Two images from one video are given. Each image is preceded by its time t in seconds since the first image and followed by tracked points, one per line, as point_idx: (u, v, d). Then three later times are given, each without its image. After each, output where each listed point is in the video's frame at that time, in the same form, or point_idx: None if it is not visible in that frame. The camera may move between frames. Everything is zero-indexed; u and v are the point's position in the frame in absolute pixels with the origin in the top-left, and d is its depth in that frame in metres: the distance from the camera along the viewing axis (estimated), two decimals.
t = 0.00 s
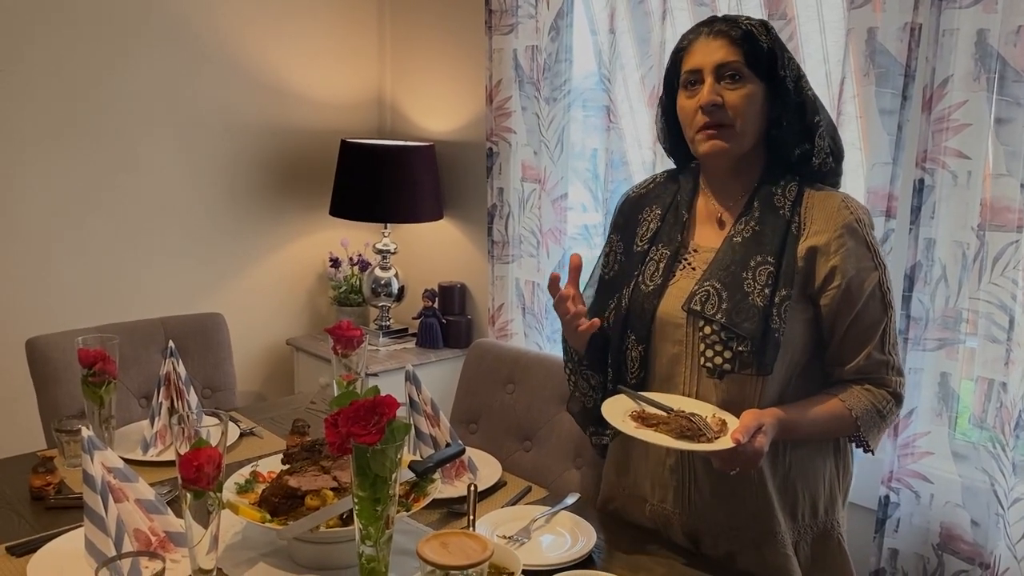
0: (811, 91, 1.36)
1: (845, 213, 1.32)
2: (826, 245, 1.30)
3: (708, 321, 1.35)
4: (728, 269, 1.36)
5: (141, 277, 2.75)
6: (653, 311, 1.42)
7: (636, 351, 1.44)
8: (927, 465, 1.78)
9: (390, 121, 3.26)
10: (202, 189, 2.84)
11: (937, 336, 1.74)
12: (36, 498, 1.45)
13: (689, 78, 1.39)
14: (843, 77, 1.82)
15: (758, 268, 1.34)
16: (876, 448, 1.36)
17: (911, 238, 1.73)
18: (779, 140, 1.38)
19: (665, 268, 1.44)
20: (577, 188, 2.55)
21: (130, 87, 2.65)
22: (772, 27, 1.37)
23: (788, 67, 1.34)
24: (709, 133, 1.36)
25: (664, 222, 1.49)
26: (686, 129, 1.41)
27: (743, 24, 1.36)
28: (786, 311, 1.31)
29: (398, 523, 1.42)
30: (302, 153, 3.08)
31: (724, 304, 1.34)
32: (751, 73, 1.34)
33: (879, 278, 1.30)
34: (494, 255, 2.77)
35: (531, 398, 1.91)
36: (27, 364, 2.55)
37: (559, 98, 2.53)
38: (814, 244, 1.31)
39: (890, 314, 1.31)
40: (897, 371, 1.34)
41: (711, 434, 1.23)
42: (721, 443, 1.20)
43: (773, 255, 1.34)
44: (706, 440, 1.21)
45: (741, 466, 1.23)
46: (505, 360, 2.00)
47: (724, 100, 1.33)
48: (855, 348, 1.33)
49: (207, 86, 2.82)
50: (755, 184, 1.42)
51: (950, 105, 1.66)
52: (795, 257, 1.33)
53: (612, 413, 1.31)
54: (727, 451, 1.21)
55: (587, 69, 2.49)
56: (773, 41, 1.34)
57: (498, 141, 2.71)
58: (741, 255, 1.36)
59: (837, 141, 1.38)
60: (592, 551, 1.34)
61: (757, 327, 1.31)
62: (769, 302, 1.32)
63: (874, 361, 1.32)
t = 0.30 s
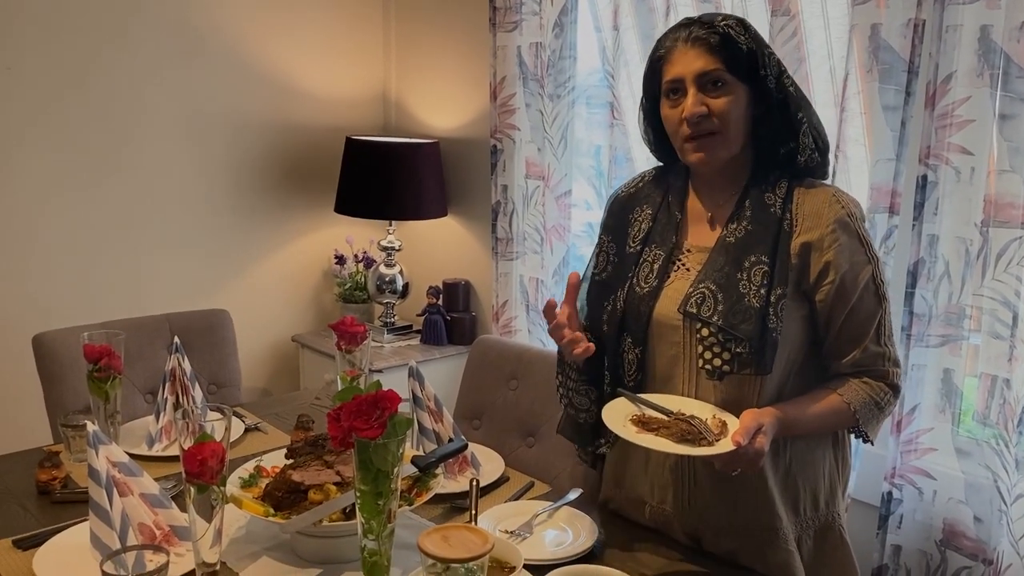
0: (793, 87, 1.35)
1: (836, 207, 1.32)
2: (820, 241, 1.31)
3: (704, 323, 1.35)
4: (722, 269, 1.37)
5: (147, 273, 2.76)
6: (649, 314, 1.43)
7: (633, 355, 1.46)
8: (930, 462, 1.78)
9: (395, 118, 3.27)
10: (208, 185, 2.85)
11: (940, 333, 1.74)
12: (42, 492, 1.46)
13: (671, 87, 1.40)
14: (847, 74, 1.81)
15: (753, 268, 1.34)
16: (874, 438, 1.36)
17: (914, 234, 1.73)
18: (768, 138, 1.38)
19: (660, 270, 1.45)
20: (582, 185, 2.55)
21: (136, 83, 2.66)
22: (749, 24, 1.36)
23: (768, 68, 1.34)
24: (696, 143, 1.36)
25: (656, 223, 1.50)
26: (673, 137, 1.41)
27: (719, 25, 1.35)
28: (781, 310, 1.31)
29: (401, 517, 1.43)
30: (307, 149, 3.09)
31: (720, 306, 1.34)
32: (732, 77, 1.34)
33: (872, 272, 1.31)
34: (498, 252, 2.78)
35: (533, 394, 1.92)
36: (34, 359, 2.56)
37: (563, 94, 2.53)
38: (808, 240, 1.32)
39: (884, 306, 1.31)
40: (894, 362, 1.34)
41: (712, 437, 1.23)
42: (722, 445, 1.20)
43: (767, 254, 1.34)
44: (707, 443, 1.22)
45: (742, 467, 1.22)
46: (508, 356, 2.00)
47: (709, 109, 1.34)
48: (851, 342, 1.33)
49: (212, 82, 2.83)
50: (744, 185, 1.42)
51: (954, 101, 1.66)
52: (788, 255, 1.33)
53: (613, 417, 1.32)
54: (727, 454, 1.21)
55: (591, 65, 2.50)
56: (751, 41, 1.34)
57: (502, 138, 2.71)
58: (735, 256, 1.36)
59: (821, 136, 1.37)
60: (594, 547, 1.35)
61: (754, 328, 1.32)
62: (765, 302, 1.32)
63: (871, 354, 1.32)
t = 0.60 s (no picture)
0: (786, 86, 1.35)
1: (833, 204, 1.32)
2: (816, 237, 1.31)
3: (701, 319, 1.36)
4: (719, 265, 1.37)
5: (153, 269, 2.78)
6: (648, 308, 1.44)
7: (631, 347, 1.47)
8: (931, 458, 1.79)
9: (400, 115, 3.28)
10: (213, 182, 2.87)
11: (942, 329, 1.74)
12: (49, 485, 1.48)
13: (664, 93, 1.41)
14: (850, 70, 1.81)
15: (749, 265, 1.35)
16: (874, 434, 1.36)
17: (915, 231, 1.73)
18: (764, 137, 1.39)
19: (660, 265, 1.46)
20: (585, 182, 2.56)
21: (142, 80, 2.68)
22: (741, 25, 1.36)
23: (760, 70, 1.34)
24: (690, 147, 1.38)
25: (656, 220, 1.51)
26: (669, 140, 1.43)
27: (709, 29, 1.35)
28: (776, 305, 1.32)
29: (404, 511, 1.45)
30: (312, 146, 3.10)
31: (716, 302, 1.35)
32: (723, 82, 1.35)
33: (870, 268, 1.31)
34: (502, 249, 2.79)
35: (536, 389, 1.93)
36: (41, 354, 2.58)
37: (567, 91, 2.54)
38: (804, 236, 1.32)
39: (882, 302, 1.31)
40: (892, 358, 1.34)
41: (707, 429, 1.24)
42: (717, 438, 1.21)
43: (763, 251, 1.35)
44: (702, 436, 1.23)
45: (737, 461, 1.24)
46: (511, 352, 2.01)
47: (701, 115, 1.35)
48: (848, 337, 1.33)
49: (218, 79, 2.84)
50: (741, 184, 1.43)
51: (955, 97, 1.66)
52: (784, 251, 1.34)
53: (610, 411, 1.33)
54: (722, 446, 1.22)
55: (595, 62, 2.50)
56: (741, 43, 1.34)
57: (506, 135, 2.72)
58: (732, 252, 1.37)
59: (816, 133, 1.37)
60: (595, 541, 1.36)
61: (750, 324, 1.32)
62: (760, 298, 1.33)
63: (868, 349, 1.32)
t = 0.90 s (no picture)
0: (790, 81, 1.34)
1: (833, 199, 1.32)
2: (814, 232, 1.31)
3: (698, 312, 1.37)
4: (717, 259, 1.38)
5: (159, 265, 2.80)
6: (647, 300, 1.46)
7: (632, 340, 1.50)
8: (931, 453, 1.79)
9: (404, 111, 3.29)
10: (219, 178, 2.88)
11: (942, 324, 1.74)
12: (55, 477, 1.50)
13: (668, 84, 1.42)
14: (851, 65, 1.82)
15: (746, 259, 1.35)
16: (870, 431, 1.37)
17: (915, 226, 1.73)
18: (765, 132, 1.39)
19: (660, 258, 1.47)
20: (588, 177, 2.56)
21: (147, 77, 2.69)
22: (746, 20, 1.36)
23: (764, 64, 1.34)
24: (692, 140, 1.39)
25: (660, 213, 1.52)
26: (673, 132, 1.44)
27: (713, 22, 1.36)
28: (773, 299, 1.32)
29: (404, 504, 1.46)
30: (317, 143, 3.11)
31: (714, 296, 1.36)
32: (726, 74, 1.36)
33: (868, 264, 1.31)
34: (506, 244, 2.80)
35: (536, 384, 1.94)
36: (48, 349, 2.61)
37: (570, 87, 2.54)
38: (802, 231, 1.33)
39: (880, 298, 1.32)
40: (889, 355, 1.34)
41: (693, 416, 1.25)
42: (703, 424, 1.22)
43: (761, 245, 1.35)
44: (687, 422, 1.24)
45: (724, 448, 1.24)
46: (512, 347, 2.02)
47: (702, 105, 1.36)
48: (846, 332, 1.34)
49: (223, 76, 2.86)
50: (743, 177, 1.44)
51: (955, 93, 1.66)
52: (782, 245, 1.34)
53: (601, 395, 1.35)
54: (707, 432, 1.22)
55: (599, 58, 2.50)
56: (746, 36, 1.34)
57: (509, 130, 2.73)
58: (730, 246, 1.38)
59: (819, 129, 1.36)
60: (592, 534, 1.37)
61: (745, 317, 1.33)
62: (756, 292, 1.33)
63: (865, 345, 1.32)
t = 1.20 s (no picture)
0: (788, 79, 1.34)
1: (832, 195, 1.32)
2: (813, 227, 1.31)
3: (694, 306, 1.38)
4: (715, 255, 1.39)
5: (166, 259, 2.82)
6: (647, 294, 1.47)
7: (635, 333, 1.50)
8: (933, 449, 1.79)
9: (410, 106, 3.30)
10: (224, 173, 2.90)
11: (943, 320, 1.74)
12: (60, 469, 1.53)
13: (667, 88, 1.42)
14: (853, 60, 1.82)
15: (743, 254, 1.36)
16: (870, 428, 1.36)
17: (917, 222, 1.73)
18: (766, 129, 1.40)
19: (661, 253, 1.48)
20: (592, 172, 2.56)
21: (153, 73, 2.71)
22: (744, 19, 1.35)
23: (762, 62, 1.34)
24: (692, 140, 1.39)
25: (663, 209, 1.53)
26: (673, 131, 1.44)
27: (711, 23, 1.35)
28: (768, 293, 1.33)
29: (404, 498, 1.48)
30: (322, 138, 3.13)
31: (709, 290, 1.37)
32: (724, 75, 1.35)
33: (868, 260, 1.30)
34: (510, 239, 2.80)
35: (538, 379, 1.95)
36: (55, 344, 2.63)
37: (573, 83, 2.54)
38: (800, 226, 1.33)
39: (881, 294, 1.31)
40: (890, 352, 1.33)
41: (690, 410, 1.26)
42: (698, 419, 1.22)
43: (758, 241, 1.36)
44: (683, 415, 1.25)
45: (720, 442, 1.24)
46: (514, 342, 2.03)
47: (703, 109, 1.36)
48: (846, 328, 1.33)
49: (229, 72, 2.87)
50: (743, 173, 1.44)
51: (957, 88, 1.65)
52: (780, 240, 1.35)
53: (600, 386, 1.37)
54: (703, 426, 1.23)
55: (603, 53, 2.50)
56: (744, 38, 1.33)
57: (514, 126, 2.74)
58: (727, 241, 1.38)
59: (818, 125, 1.37)
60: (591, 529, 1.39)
61: (740, 312, 1.34)
62: (751, 287, 1.34)
63: (865, 341, 1.31)
